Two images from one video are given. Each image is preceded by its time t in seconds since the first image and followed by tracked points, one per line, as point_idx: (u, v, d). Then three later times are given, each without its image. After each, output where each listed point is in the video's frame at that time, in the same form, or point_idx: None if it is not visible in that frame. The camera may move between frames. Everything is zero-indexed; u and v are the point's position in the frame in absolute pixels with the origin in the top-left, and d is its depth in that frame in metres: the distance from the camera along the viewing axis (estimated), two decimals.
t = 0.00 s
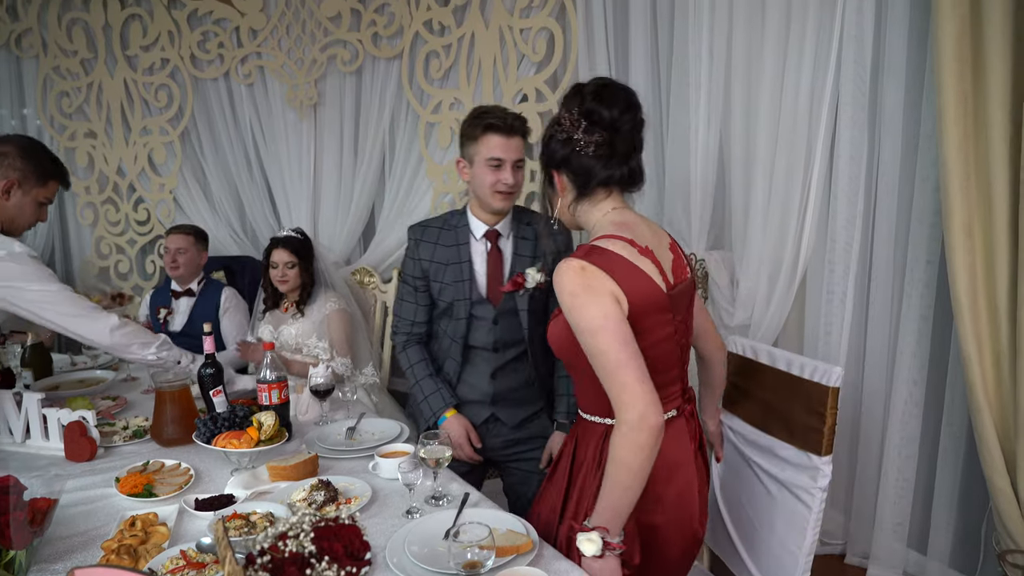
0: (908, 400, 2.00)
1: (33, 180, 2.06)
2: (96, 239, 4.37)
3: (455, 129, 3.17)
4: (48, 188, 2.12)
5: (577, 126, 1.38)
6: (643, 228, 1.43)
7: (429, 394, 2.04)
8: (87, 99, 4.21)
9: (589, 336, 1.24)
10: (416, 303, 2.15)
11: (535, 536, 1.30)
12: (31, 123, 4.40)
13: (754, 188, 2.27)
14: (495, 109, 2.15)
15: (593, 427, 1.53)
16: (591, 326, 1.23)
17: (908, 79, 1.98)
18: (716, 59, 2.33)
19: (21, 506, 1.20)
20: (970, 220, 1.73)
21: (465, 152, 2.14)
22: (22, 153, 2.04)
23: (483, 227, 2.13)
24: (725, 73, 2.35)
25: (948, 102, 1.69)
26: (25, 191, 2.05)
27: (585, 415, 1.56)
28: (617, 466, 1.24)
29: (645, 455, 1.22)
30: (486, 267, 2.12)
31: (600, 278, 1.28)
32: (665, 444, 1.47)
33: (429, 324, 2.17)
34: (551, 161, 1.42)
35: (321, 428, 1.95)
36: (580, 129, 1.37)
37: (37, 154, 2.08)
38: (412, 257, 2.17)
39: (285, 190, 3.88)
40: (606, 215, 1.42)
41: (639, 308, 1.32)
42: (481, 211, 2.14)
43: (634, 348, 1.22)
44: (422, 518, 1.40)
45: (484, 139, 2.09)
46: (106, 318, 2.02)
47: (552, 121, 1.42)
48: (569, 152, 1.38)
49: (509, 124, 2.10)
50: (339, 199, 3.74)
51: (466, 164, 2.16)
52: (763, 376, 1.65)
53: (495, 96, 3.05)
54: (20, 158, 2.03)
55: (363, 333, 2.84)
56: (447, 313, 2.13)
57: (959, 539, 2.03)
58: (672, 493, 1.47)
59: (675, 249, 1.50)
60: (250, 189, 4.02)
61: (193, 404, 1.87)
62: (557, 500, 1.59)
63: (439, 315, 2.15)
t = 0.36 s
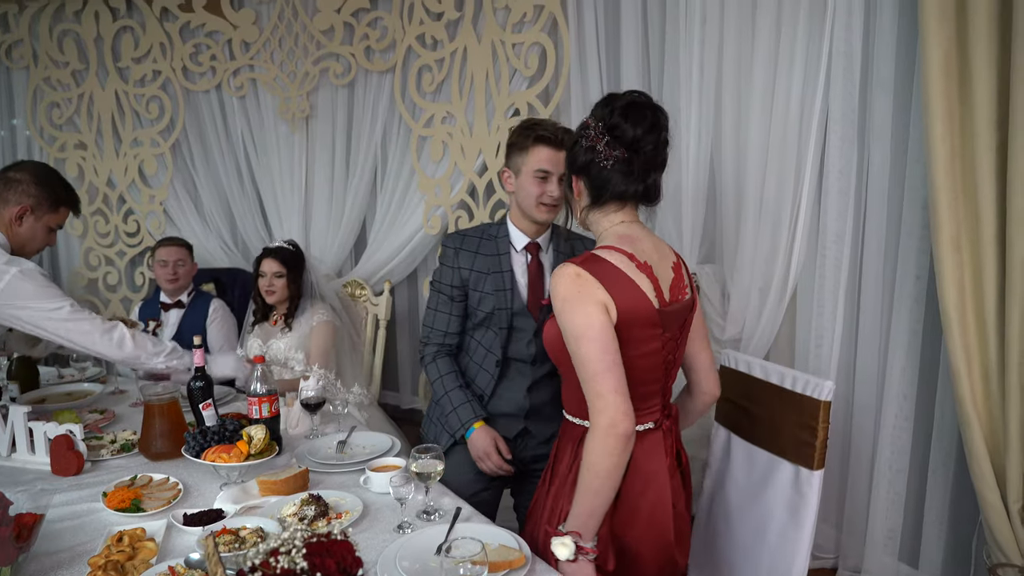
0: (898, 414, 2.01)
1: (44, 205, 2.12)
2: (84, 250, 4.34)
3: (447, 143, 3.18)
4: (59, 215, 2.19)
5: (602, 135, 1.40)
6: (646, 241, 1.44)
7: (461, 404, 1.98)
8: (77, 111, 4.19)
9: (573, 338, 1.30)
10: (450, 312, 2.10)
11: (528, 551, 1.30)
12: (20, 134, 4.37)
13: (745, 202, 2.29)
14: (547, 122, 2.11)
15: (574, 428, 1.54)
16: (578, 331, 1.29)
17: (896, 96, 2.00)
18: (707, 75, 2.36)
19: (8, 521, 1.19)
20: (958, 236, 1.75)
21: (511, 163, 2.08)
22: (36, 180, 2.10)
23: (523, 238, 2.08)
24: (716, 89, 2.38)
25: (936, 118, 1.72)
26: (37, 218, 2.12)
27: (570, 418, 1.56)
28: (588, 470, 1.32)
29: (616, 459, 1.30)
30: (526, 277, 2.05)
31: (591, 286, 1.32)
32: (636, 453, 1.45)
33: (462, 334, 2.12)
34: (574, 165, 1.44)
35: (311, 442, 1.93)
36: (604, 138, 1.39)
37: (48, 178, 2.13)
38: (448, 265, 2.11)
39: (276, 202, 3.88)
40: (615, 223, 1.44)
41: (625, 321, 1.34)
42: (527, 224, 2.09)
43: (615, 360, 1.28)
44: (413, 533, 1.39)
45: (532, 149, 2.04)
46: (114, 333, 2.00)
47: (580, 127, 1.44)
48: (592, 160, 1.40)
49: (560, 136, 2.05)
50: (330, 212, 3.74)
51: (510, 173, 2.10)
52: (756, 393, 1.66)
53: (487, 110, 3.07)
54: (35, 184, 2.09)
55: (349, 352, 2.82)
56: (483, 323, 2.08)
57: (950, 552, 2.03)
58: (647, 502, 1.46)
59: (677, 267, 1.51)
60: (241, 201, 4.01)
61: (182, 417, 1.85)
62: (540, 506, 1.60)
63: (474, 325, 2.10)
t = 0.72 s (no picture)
0: (886, 426, 2.02)
1: (20, 202, 2.11)
2: (71, 261, 4.30)
3: (437, 154, 3.19)
4: (32, 209, 2.17)
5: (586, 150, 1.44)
6: (632, 249, 1.46)
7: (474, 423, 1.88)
8: (65, 120, 4.17)
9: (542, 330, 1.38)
10: (464, 322, 1.85)
11: (517, 565, 1.29)
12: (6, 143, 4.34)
13: (735, 214, 2.30)
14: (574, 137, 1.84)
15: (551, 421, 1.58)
16: (543, 322, 1.37)
17: (883, 111, 2.02)
18: (696, 89, 2.39)
19: None
20: (945, 251, 1.76)
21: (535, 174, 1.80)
22: (10, 174, 2.09)
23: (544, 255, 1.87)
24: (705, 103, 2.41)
25: (922, 133, 1.74)
26: (10, 211, 2.10)
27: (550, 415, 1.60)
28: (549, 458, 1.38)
29: (570, 447, 1.37)
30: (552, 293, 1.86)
31: (564, 283, 1.38)
32: (598, 452, 1.46)
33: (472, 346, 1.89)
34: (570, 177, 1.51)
35: (299, 454, 1.91)
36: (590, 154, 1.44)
37: (21, 173, 2.13)
38: (463, 272, 1.88)
39: (265, 213, 3.86)
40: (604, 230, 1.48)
41: (595, 322, 1.39)
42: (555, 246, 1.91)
43: (575, 354, 1.36)
44: (402, 547, 1.38)
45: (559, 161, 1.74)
46: (66, 333, 2.04)
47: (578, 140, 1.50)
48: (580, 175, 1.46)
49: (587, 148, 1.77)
50: (319, 224, 3.72)
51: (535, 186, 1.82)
52: (746, 404, 1.67)
53: (477, 122, 3.08)
54: (8, 178, 2.08)
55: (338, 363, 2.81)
56: (499, 338, 1.88)
57: (939, 565, 2.04)
58: (614, 502, 1.46)
59: (667, 279, 1.51)
60: (229, 212, 3.99)
61: (168, 429, 1.83)
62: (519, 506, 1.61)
63: (486, 340, 1.88)
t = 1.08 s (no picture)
0: (881, 436, 2.02)
1: (13, 210, 2.10)
2: (62, 269, 4.27)
3: (432, 164, 3.20)
4: (26, 218, 2.15)
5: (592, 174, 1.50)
6: (627, 260, 1.48)
7: (478, 444, 1.86)
8: (58, 128, 4.15)
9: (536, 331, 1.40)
10: (472, 339, 1.81)
11: None
12: None
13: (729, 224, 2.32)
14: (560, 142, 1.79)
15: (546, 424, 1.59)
16: (537, 323, 1.39)
17: (876, 124, 2.04)
18: (690, 100, 2.40)
19: None
20: (938, 263, 1.77)
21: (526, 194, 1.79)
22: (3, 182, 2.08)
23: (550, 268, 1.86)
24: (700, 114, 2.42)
25: (915, 146, 1.76)
26: (3, 220, 2.08)
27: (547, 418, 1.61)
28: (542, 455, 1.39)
29: (562, 443, 1.38)
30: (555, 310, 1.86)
31: (559, 286, 1.40)
32: (591, 452, 1.46)
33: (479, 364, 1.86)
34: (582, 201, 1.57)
35: (292, 465, 1.90)
36: (596, 179, 1.47)
37: (11, 179, 2.11)
38: (469, 288, 1.84)
39: (259, 221, 3.85)
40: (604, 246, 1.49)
41: (589, 326, 1.41)
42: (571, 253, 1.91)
43: (568, 354, 1.37)
44: (396, 559, 1.37)
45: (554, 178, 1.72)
46: (55, 353, 2.02)
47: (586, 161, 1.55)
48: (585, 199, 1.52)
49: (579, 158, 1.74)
50: (314, 232, 3.71)
51: (531, 208, 1.80)
52: (741, 414, 1.67)
53: (472, 132, 3.09)
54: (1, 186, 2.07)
55: (326, 375, 2.70)
56: (505, 356, 1.87)
57: None
58: (607, 503, 1.45)
59: (662, 291, 1.52)
60: (223, 221, 3.97)
61: (160, 439, 1.82)
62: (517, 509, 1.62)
63: (491, 357, 1.86)
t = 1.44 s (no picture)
0: (881, 444, 2.02)
1: (12, 217, 2.09)
2: (60, 274, 4.26)
3: (432, 171, 3.20)
4: (27, 227, 2.15)
5: (611, 185, 1.47)
6: (630, 271, 1.49)
7: (484, 454, 1.85)
8: (56, 133, 4.15)
9: (543, 336, 1.40)
10: (477, 352, 1.81)
11: None
12: None
13: (728, 232, 2.32)
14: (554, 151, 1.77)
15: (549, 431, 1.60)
16: (545, 328, 1.39)
17: (875, 134, 2.04)
18: (689, 108, 2.41)
19: None
20: (938, 271, 1.78)
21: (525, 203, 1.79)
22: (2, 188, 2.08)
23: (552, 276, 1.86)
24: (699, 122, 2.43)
25: (914, 154, 1.76)
26: (3, 227, 2.08)
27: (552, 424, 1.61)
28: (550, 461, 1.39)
29: (572, 448, 1.37)
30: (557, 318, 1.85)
31: (565, 293, 1.41)
32: (598, 460, 1.46)
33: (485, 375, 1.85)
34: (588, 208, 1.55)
35: (290, 472, 1.89)
36: (615, 191, 1.46)
37: (8, 186, 2.10)
38: (469, 300, 1.83)
39: (258, 227, 3.85)
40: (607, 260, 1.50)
41: (595, 333, 1.41)
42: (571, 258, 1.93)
43: (575, 359, 1.37)
44: (395, 566, 1.37)
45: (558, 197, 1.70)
46: (55, 363, 2.01)
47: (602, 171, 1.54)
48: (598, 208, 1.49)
49: (580, 171, 1.73)
50: (312, 237, 3.71)
51: (533, 222, 1.79)
52: (741, 422, 1.67)
53: (472, 139, 3.09)
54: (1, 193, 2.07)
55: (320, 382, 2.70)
56: (510, 366, 1.87)
57: None
58: (613, 512, 1.44)
59: (662, 303, 1.53)
60: (222, 226, 3.97)
61: (158, 445, 1.81)
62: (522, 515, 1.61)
63: (497, 368, 1.86)
